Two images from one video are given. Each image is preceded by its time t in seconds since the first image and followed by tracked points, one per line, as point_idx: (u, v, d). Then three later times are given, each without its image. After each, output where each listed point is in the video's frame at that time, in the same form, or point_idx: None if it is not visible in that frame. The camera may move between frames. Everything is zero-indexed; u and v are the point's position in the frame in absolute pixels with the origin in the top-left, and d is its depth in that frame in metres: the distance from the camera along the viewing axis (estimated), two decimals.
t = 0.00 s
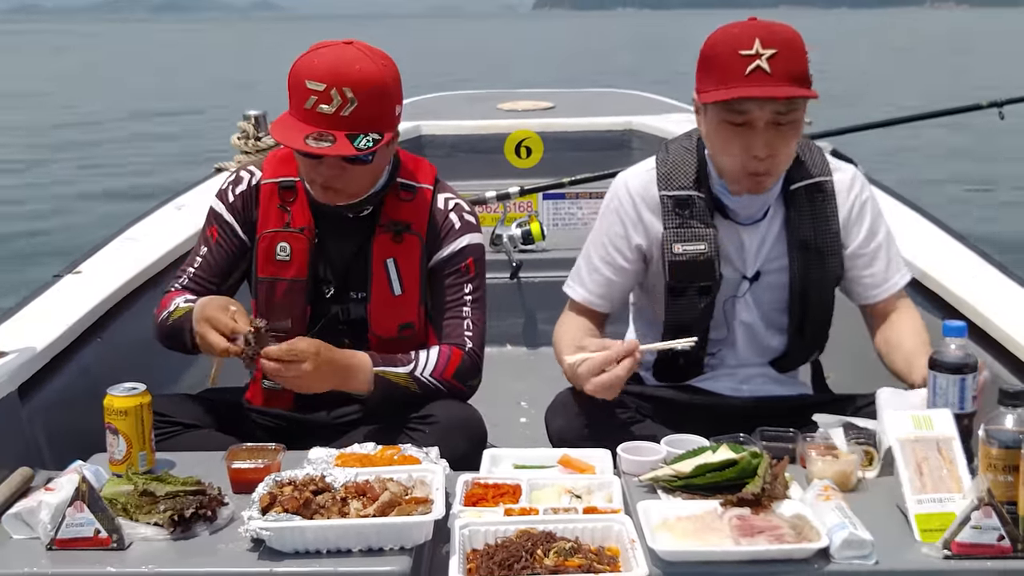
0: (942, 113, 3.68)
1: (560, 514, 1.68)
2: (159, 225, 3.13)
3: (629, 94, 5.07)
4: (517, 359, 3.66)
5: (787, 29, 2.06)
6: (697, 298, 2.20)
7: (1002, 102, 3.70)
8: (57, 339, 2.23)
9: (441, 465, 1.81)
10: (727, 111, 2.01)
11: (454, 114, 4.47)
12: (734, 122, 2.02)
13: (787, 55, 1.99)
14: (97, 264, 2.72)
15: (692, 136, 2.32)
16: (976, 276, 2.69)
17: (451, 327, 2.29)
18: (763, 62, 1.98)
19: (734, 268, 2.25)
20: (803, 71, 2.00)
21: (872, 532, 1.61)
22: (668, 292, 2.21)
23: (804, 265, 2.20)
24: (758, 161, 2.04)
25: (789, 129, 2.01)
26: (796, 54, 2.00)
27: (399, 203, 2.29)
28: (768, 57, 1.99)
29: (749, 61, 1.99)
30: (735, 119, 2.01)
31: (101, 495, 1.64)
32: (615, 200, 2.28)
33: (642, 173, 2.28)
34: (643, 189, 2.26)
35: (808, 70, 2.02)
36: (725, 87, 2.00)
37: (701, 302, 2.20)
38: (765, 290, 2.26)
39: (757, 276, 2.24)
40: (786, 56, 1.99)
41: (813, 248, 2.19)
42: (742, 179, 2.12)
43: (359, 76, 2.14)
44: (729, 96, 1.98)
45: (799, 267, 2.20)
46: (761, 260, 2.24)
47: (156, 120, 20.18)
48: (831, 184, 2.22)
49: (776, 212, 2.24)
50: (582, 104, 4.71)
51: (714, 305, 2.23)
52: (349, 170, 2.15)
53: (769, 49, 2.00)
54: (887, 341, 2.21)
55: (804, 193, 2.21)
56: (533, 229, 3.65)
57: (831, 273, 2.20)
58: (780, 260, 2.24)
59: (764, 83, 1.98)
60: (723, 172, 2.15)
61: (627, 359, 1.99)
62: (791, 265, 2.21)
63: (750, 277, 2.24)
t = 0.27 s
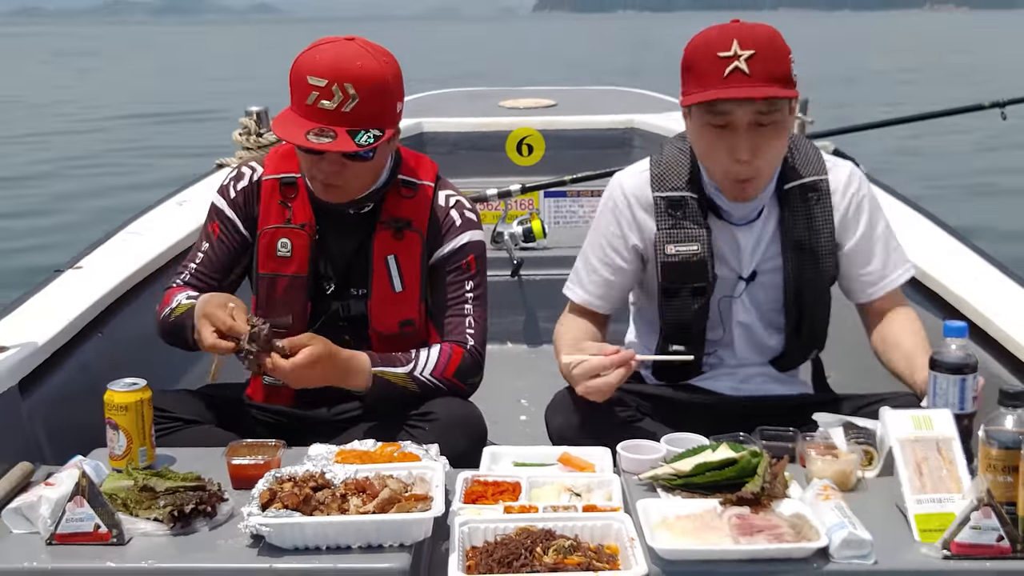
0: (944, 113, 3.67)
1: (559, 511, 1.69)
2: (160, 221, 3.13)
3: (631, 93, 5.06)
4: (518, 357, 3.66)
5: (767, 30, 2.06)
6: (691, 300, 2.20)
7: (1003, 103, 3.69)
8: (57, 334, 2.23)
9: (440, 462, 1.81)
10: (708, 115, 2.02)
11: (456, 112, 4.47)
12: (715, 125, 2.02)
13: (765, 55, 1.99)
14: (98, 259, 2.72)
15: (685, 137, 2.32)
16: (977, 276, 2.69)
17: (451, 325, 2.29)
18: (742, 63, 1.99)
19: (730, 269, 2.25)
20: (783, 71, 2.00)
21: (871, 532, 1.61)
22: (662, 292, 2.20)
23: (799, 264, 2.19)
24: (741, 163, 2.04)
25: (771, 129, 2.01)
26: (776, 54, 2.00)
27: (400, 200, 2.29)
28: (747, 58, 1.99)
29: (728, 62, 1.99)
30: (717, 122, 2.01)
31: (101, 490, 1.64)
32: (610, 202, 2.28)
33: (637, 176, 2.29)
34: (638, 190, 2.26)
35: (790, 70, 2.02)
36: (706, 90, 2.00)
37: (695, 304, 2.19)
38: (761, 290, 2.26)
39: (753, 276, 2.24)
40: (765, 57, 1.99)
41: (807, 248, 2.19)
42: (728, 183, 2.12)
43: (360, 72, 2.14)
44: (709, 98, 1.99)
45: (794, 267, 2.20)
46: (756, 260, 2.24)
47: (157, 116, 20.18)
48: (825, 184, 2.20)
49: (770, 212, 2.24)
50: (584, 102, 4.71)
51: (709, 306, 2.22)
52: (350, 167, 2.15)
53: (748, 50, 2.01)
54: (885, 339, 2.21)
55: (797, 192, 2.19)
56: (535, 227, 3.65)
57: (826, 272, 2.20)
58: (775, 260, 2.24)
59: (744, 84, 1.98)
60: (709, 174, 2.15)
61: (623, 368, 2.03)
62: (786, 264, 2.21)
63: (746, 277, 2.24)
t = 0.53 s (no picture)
0: (946, 115, 3.67)
1: (561, 513, 1.68)
2: (161, 223, 3.13)
3: (632, 94, 5.06)
4: (519, 359, 3.66)
5: (764, 28, 2.06)
6: (691, 301, 2.20)
7: (1005, 104, 3.69)
8: (58, 336, 2.23)
9: (442, 464, 1.81)
10: (708, 112, 2.02)
11: (457, 113, 4.47)
12: (715, 123, 2.02)
13: (764, 52, 1.99)
14: (100, 261, 2.72)
15: (684, 138, 2.33)
16: (978, 277, 2.69)
17: (454, 326, 2.29)
18: (741, 61, 1.98)
19: (730, 269, 2.24)
20: (782, 68, 1.99)
21: (873, 534, 1.61)
22: (663, 293, 2.20)
23: (799, 264, 2.19)
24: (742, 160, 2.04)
25: (772, 125, 2.01)
26: (775, 51, 2.00)
27: (403, 202, 2.29)
28: (746, 55, 1.98)
29: (727, 60, 1.99)
30: (717, 119, 2.02)
31: (104, 493, 1.64)
32: (610, 203, 2.28)
33: (637, 177, 2.29)
34: (639, 192, 2.27)
35: (788, 66, 2.01)
36: (705, 89, 2.00)
37: (696, 305, 2.20)
38: (762, 290, 2.26)
39: (754, 276, 2.24)
40: (764, 54, 1.98)
41: (807, 248, 2.19)
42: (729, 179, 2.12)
43: (363, 76, 2.14)
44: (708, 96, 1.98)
45: (794, 266, 2.20)
46: (756, 261, 2.24)
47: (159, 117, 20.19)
48: (825, 183, 2.20)
49: (770, 212, 2.24)
50: (585, 104, 4.71)
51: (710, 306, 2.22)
52: (353, 170, 2.15)
53: (746, 47, 2.00)
54: (890, 339, 2.20)
55: (796, 191, 2.19)
56: (536, 229, 3.59)
57: (827, 271, 2.20)
58: (776, 260, 2.24)
59: (744, 82, 1.97)
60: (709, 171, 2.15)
61: (616, 373, 2.01)
62: (786, 264, 2.21)
63: (747, 278, 2.24)
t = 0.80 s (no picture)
0: (944, 119, 3.67)
1: (561, 519, 1.68)
2: (161, 229, 3.13)
3: (632, 100, 5.07)
4: (519, 364, 3.66)
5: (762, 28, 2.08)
6: (691, 303, 2.19)
7: (1003, 108, 3.69)
8: (58, 343, 2.23)
9: (442, 470, 1.81)
10: (708, 111, 2.02)
11: (457, 119, 4.47)
12: (714, 122, 2.02)
13: (762, 52, 1.99)
14: (100, 267, 2.72)
15: (684, 142, 2.33)
16: (978, 281, 2.69)
17: (456, 333, 2.31)
18: (740, 59, 1.99)
19: (730, 273, 2.24)
20: (780, 69, 2.00)
21: (874, 539, 1.61)
22: (663, 296, 2.20)
23: (799, 266, 2.19)
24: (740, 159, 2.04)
25: (771, 125, 2.01)
26: (773, 50, 2.01)
27: (405, 209, 2.29)
28: (745, 54, 1.99)
29: (726, 59, 2.00)
30: (717, 118, 2.02)
31: (103, 501, 1.64)
32: (610, 206, 2.28)
33: (638, 181, 2.29)
34: (639, 196, 2.27)
35: (787, 68, 2.03)
36: (703, 88, 2.01)
37: (696, 307, 2.19)
38: (762, 293, 2.25)
39: (754, 279, 2.24)
40: (762, 54, 1.99)
41: (807, 250, 2.19)
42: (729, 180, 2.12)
43: (367, 84, 2.14)
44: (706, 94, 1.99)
45: (794, 269, 2.20)
46: (756, 263, 2.24)
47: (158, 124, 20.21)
48: (826, 186, 2.21)
49: (770, 215, 2.24)
50: (584, 109, 4.72)
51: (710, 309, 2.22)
52: (355, 178, 2.15)
53: (745, 46, 2.01)
54: (891, 343, 2.20)
55: (797, 194, 2.20)
56: (536, 234, 3.69)
57: (826, 274, 2.20)
58: (776, 263, 2.24)
59: (743, 80, 1.98)
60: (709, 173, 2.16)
61: (609, 379, 2.02)
62: (786, 267, 2.21)
63: (747, 281, 2.24)
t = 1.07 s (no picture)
0: (941, 123, 3.68)
1: (559, 524, 1.68)
2: (159, 235, 3.13)
3: (629, 104, 5.07)
4: (517, 369, 3.66)
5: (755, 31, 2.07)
6: (687, 307, 2.20)
7: (1001, 111, 3.70)
8: (55, 349, 2.22)
9: (440, 475, 1.81)
10: (694, 115, 2.03)
11: (454, 124, 4.48)
12: (702, 126, 2.03)
13: (750, 57, 2.00)
14: (97, 273, 2.72)
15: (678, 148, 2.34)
16: (976, 285, 2.69)
17: (452, 337, 2.29)
18: (727, 65, 1.99)
19: (726, 276, 2.25)
20: (769, 73, 2.00)
21: (872, 543, 1.61)
22: (659, 300, 2.20)
23: (793, 270, 2.20)
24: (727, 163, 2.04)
25: (758, 129, 2.02)
26: (762, 55, 2.01)
27: (402, 213, 2.29)
28: (732, 59, 2.00)
29: (713, 65, 2.00)
30: (703, 122, 2.02)
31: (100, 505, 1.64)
32: (605, 212, 2.28)
33: (634, 187, 2.29)
34: (635, 201, 2.26)
35: (777, 71, 2.02)
36: (691, 93, 2.01)
37: (691, 311, 2.19)
38: (757, 297, 2.25)
39: (749, 283, 2.24)
40: (750, 59, 1.99)
41: (802, 253, 2.19)
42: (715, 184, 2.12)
43: (363, 89, 2.14)
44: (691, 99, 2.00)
45: (789, 272, 2.20)
46: (752, 267, 2.24)
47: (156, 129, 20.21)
48: (819, 188, 2.21)
49: (764, 218, 2.24)
50: (582, 114, 4.72)
51: (705, 313, 2.22)
52: (352, 183, 2.16)
53: (733, 52, 2.01)
54: (888, 347, 2.20)
55: (790, 199, 2.20)
56: (533, 239, 3.68)
57: (822, 277, 2.20)
58: (772, 267, 2.24)
59: (729, 86, 1.98)
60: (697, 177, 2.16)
61: (608, 386, 2.01)
62: (780, 270, 2.21)
63: (742, 284, 2.24)
